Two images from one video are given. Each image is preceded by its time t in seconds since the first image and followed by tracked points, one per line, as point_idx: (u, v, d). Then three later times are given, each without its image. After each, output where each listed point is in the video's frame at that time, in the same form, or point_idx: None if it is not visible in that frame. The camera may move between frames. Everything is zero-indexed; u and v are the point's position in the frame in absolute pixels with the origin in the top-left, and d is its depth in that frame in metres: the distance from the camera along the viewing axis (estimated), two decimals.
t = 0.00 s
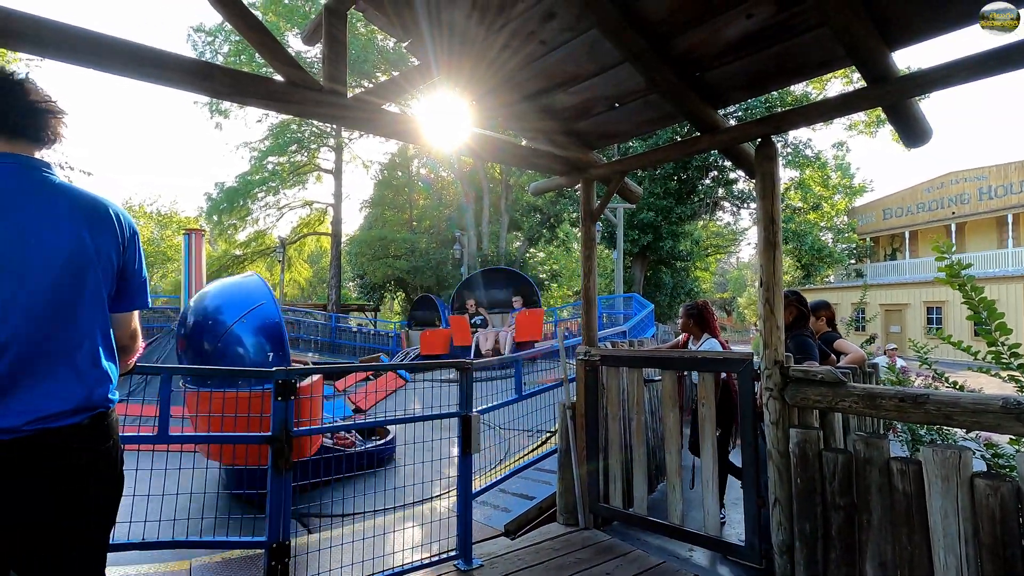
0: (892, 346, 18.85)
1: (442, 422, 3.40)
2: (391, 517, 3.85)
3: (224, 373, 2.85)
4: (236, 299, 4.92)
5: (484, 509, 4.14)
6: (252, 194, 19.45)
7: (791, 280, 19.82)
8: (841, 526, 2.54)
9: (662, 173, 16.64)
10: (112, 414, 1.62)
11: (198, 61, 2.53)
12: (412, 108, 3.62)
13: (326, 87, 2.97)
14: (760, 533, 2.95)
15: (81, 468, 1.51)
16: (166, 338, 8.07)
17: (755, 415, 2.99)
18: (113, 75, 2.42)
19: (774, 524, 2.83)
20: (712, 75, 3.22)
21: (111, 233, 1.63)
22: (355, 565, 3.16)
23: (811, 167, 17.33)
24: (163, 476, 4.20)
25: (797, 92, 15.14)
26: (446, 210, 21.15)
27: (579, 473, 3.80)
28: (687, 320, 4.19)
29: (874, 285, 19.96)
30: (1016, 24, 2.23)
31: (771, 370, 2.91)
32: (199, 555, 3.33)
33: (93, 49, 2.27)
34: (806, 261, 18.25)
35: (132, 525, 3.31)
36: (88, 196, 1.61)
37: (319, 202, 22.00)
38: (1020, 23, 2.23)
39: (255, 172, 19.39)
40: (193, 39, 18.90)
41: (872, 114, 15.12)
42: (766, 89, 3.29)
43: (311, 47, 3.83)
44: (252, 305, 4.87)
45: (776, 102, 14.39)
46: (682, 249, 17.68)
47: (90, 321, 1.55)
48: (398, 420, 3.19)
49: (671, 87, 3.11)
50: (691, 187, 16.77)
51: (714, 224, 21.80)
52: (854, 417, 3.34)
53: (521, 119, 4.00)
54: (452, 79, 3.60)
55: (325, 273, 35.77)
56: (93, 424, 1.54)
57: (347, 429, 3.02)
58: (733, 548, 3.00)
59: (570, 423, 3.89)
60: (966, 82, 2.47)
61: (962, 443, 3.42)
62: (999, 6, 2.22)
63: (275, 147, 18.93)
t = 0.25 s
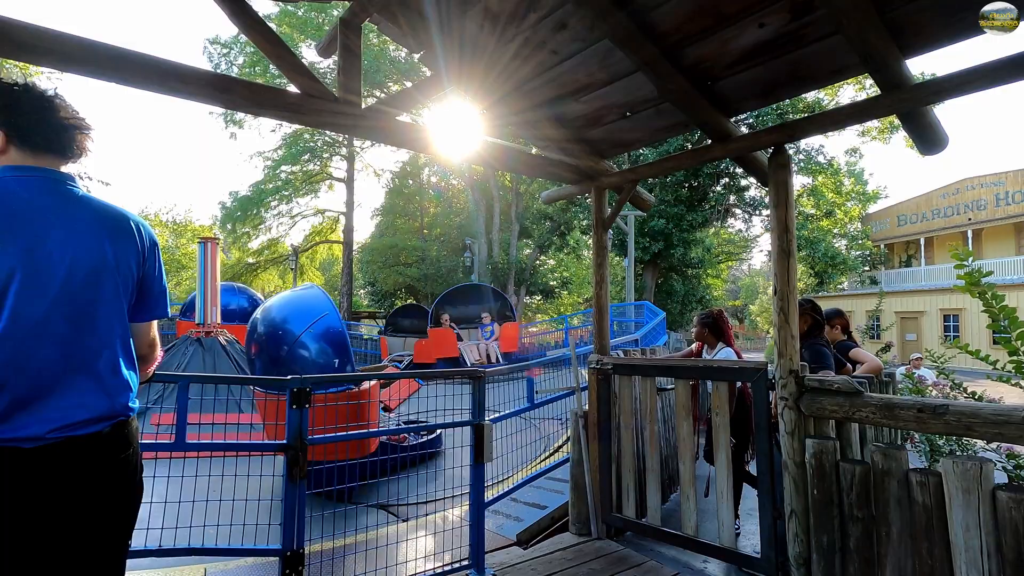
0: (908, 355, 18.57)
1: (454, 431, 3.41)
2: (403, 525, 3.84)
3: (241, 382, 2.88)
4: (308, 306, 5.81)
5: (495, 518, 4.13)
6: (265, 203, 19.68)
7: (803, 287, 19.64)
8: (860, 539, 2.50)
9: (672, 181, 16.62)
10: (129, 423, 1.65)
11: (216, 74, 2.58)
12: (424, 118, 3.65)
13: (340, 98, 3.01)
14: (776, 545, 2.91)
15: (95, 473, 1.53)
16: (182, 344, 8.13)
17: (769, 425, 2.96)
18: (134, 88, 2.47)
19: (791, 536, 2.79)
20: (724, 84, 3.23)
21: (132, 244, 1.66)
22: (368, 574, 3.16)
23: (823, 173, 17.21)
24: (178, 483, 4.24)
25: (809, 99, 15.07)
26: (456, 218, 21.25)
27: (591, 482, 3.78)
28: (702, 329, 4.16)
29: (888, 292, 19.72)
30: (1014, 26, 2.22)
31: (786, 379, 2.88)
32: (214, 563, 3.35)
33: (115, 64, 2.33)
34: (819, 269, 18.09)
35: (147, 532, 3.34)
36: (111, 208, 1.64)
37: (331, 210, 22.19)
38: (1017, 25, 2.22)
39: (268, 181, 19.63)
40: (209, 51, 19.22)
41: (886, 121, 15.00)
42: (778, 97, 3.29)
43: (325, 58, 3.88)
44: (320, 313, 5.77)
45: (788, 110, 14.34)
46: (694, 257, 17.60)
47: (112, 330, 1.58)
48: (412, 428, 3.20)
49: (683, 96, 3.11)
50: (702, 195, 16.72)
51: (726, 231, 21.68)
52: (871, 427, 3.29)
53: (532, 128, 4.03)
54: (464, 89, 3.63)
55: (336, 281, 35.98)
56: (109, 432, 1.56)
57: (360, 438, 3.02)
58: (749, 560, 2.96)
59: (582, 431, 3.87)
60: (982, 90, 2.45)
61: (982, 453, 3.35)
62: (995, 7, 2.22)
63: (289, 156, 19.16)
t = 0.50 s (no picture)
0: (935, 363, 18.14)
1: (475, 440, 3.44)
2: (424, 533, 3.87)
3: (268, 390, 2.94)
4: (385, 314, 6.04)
5: (515, 527, 4.14)
6: (286, 212, 20.02)
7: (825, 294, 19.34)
8: (886, 553, 2.47)
9: (690, 188, 16.53)
10: (164, 432, 1.70)
11: (246, 91, 2.67)
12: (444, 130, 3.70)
13: (363, 112, 3.08)
14: (800, 558, 2.87)
15: (126, 479, 1.57)
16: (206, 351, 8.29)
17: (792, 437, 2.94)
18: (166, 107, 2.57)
19: (815, 550, 2.75)
20: (744, 94, 3.24)
21: (168, 260, 1.72)
22: None
23: (845, 179, 16.97)
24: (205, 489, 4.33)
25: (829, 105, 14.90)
26: (473, 226, 21.37)
27: (610, 492, 3.77)
28: (725, 339, 4.14)
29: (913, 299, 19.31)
30: (1017, 24, 2.27)
31: (808, 391, 2.86)
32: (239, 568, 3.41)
33: (152, 83, 2.43)
34: (841, 276, 17.81)
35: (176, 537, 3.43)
36: (149, 226, 1.71)
37: (350, 219, 22.47)
38: (1020, 24, 2.26)
39: (288, 191, 19.98)
40: (232, 64, 19.65)
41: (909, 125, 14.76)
42: (798, 107, 3.29)
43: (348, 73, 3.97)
44: (399, 319, 6.01)
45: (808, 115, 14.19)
46: (712, 264, 17.45)
47: (149, 344, 1.64)
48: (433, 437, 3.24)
49: (702, 107, 3.13)
50: (721, 201, 16.61)
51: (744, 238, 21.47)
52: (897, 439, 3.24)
53: (551, 139, 4.07)
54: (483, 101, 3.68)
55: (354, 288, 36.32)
56: (145, 442, 1.61)
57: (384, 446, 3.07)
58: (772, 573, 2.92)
59: (602, 441, 3.87)
60: (1007, 99, 2.43)
61: (1012, 467, 3.28)
62: (1000, 6, 2.23)
63: (309, 166, 19.48)
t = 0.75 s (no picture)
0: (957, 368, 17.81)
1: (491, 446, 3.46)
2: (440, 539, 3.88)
3: (288, 397, 3.00)
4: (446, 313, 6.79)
5: (530, 533, 4.14)
6: (302, 217, 20.30)
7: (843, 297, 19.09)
8: (907, 564, 2.44)
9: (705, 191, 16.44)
10: (191, 438, 1.74)
11: (264, 103, 2.73)
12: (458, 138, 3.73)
13: (381, 122, 3.12)
14: (819, 568, 2.84)
15: (146, 482, 1.59)
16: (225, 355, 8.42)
17: (811, 445, 2.91)
18: (190, 119, 2.64)
19: (834, 560, 2.72)
20: (759, 100, 3.22)
21: (194, 271, 1.77)
22: None
23: (863, 181, 16.75)
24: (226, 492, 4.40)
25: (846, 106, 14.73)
26: (487, 230, 21.46)
27: (626, 499, 3.77)
28: (742, 345, 4.12)
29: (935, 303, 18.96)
30: (1017, 24, 2.26)
31: (827, 399, 2.84)
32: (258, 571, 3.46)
33: (177, 97, 2.51)
34: (860, 279, 17.56)
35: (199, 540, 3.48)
36: (176, 238, 1.75)
37: (365, 223, 22.68)
38: (1021, 23, 2.26)
39: (305, 196, 20.26)
40: (250, 72, 19.96)
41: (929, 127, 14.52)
42: (815, 113, 3.26)
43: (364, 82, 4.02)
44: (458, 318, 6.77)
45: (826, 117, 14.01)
46: (728, 267, 17.31)
47: (177, 352, 1.68)
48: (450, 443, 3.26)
49: (718, 113, 3.12)
50: (735, 205, 16.46)
51: (760, 241, 21.27)
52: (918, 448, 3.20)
53: (565, 145, 4.07)
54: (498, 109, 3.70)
55: (370, 292, 36.61)
56: (174, 448, 1.65)
57: (399, 452, 3.10)
58: None
59: (617, 447, 3.86)
60: None
61: None
62: (1000, 7, 2.22)
63: (324, 172, 19.73)
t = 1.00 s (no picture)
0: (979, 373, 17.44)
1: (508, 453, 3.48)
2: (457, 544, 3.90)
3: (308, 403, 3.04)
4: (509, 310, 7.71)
5: (547, 539, 4.15)
6: (317, 222, 20.53)
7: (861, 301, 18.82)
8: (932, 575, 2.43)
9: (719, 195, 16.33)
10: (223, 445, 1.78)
11: (288, 115, 2.79)
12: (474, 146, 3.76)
13: (400, 132, 3.17)
14: None
15: (187, 488, 1.64)
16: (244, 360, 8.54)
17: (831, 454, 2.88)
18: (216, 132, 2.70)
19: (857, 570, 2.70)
20: (777, 107, 3.22)
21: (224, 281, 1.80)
22: None
23: (881, 184, 16.52)
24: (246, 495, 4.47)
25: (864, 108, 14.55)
26: (500, 234, 21.50)
27: (642, 506, 3.75)
28: (759, 351, 4.09)
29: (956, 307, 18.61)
30: (1016, 23, 2.22)
31: (848, 408, 2.80)
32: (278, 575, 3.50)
33: (204, 110, 2.58)
34: (878, 283, 17.30)
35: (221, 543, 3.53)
36: (206, 249, 1.78)
37: (379, 228, 22.86)
38: (1021, 23, 2.23)
39: (320, 201, 20.49)
40: (266, 79, 20.24)
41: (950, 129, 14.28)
42: (834, 119, 3.25)
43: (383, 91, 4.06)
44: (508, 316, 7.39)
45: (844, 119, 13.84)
46: (743, 271, 17.16)
47: (210, 360, 1.72)
48: (468, 449, 3.28)
49: (736, 120, 3.12)
50: (750, 208, 16.33)
51: (776, 244, 21.06)
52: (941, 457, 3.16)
53: (582, 152, 4.09)
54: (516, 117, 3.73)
55: (383, 296, 36.80)
56: (208, 454, 1.70)
57: (418, 459, 3.12)
58: None
59: (634, 454, 3.85)
60: None
61: None
62: (1000, 7, 2.19)
63: (339, 177, 19.93)
